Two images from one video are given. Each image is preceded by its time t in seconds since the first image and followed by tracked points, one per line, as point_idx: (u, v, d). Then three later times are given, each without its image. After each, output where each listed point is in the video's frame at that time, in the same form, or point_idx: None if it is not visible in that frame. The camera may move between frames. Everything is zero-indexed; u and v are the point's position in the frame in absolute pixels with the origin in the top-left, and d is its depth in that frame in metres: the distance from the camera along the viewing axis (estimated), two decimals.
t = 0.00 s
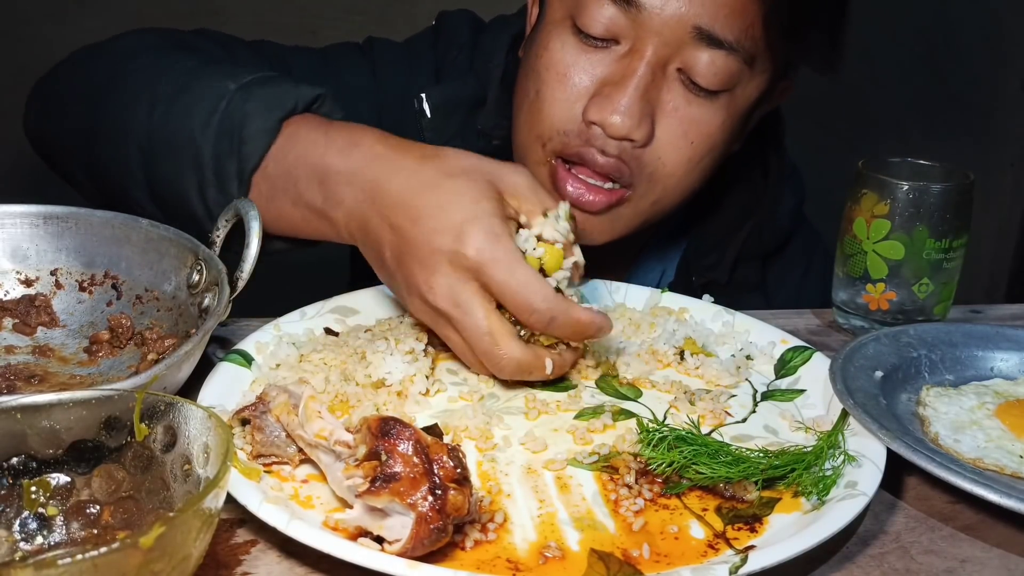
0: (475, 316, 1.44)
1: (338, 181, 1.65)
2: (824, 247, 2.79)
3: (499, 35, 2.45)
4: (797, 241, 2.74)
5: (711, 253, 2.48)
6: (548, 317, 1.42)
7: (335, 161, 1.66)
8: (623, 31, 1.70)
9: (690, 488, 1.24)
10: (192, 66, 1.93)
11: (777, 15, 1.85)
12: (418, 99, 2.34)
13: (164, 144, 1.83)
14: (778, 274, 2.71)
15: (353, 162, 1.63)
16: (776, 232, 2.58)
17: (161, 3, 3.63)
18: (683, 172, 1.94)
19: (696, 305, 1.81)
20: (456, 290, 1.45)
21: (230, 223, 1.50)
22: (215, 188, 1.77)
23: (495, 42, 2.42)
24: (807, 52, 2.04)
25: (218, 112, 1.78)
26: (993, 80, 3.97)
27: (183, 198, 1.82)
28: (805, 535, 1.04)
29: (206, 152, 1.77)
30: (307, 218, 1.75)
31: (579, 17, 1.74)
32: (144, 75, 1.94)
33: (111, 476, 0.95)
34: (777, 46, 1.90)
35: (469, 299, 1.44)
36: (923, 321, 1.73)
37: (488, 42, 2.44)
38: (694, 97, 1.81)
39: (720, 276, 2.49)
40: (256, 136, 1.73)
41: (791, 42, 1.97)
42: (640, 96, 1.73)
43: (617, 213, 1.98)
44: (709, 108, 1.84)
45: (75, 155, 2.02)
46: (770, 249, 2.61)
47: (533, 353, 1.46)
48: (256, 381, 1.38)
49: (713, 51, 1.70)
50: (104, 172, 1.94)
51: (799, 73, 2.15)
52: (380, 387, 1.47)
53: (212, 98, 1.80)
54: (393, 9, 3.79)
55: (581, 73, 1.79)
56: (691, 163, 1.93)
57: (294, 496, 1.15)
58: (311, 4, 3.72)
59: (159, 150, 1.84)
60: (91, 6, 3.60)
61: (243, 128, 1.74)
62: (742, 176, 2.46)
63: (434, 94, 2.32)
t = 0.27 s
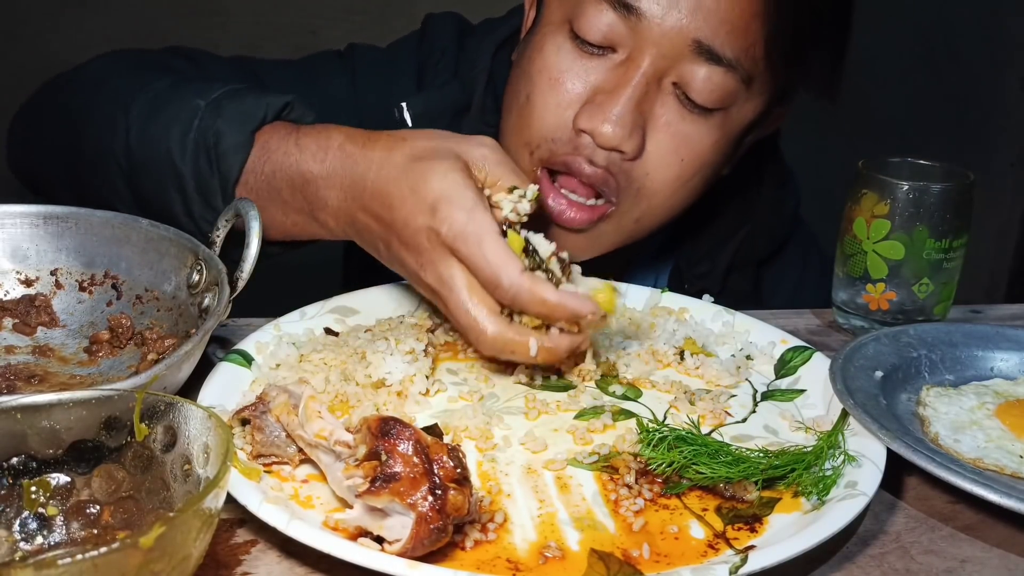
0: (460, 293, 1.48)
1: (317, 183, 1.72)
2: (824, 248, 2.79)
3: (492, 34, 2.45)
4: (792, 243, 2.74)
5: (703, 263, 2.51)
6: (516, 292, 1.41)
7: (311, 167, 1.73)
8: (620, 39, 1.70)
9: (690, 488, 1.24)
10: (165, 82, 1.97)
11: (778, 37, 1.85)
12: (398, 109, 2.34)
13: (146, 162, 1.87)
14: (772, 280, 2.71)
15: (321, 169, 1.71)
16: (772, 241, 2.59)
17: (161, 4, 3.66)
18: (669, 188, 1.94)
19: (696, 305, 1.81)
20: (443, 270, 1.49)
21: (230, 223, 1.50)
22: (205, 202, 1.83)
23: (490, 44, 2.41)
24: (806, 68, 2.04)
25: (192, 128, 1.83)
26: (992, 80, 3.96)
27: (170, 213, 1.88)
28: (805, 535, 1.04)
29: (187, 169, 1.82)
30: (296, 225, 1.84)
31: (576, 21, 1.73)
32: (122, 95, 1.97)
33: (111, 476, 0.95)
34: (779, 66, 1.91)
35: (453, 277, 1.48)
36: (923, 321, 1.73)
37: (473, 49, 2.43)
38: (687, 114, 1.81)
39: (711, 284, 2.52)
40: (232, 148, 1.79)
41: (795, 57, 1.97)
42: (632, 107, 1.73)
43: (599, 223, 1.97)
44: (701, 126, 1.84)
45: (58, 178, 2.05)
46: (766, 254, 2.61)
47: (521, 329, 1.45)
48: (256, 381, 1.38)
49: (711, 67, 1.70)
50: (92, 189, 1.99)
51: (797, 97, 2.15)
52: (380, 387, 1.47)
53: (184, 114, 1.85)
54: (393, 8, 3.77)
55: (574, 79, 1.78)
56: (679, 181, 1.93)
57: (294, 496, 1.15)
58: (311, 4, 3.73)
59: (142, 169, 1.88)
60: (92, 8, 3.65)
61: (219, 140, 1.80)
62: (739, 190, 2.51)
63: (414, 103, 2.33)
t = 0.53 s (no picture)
0: (504, 237, 1.53)
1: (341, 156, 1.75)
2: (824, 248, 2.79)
3: (492, 34, 2.44)
4: (788, 247, 2.74)
5: (698, 268, 2.53)
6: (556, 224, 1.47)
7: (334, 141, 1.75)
8: (625, 41, 1.71)
9: (690, 488, 1.24)
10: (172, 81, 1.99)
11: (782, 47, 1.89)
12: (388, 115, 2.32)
13: (164, 156, 1.88)
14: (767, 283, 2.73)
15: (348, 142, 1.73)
16: (766, 245, 2.59)
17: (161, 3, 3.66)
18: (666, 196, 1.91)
19: (696, 305, 1.81)
20: (482, 219, 1.55)
21: (230, 223, 1.50)
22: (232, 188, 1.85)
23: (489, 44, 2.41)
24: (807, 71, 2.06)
25: (213, 118, 1.86)
26: (992, 80, 3.94)
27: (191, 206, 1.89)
28: (805, 535, 1.04)
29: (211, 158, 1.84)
30: (319, 204, 1.85)
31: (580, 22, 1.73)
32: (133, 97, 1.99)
33: (111, 476, 0.95)
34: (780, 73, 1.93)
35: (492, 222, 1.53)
36: (923, 321, 1.73)
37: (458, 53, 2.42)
38: (689, 118, 1.80)
39: (708, 289, 2.54)
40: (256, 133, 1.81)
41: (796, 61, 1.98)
42: (638, 107, 1.71)
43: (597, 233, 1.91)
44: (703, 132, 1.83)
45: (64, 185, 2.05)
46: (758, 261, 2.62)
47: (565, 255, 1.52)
48: (256, 381, 1.38)
49: (714, 73, 1.73)
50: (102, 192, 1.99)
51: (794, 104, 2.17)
52: (380, 387, 1.47)
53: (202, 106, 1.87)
54: (392, 9, 3.71)
55: (578, 79, 1.75)
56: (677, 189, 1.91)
57: (293, 496, 1.15)
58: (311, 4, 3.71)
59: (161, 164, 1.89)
60: (92, 7, 3.65)
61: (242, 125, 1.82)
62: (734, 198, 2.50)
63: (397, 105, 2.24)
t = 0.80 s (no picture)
0: (526, 212, 1.56)
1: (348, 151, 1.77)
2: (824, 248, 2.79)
3: (492, 34, 2.44)
4: (790, 250, 2.74)
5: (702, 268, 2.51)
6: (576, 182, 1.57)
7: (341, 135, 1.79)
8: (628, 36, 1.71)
9: (690, 488, 1.24)
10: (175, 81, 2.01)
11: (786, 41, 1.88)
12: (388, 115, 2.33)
13: (167, 152, 1.89)
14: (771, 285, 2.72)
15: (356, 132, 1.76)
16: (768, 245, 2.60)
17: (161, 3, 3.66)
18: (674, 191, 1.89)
19: (696, 305, 1.81)
20: (498, 204, 1.55)
21: (230, 223, 1.50)
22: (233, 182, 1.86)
23: (490, 44, 2.41)
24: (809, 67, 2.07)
25: (217, 112, 1.88)
26: (992, 79, 3.94)
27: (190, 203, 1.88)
28: (805, 535, 1.04)
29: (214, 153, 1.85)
30: (319, 200, 1.85)
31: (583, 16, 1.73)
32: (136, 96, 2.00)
33: (111, 476, 0.95)
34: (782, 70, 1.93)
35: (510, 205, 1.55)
36: (923, 321, 1.73)
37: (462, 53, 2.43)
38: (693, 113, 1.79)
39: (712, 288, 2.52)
40: (261, 127, 1.84)
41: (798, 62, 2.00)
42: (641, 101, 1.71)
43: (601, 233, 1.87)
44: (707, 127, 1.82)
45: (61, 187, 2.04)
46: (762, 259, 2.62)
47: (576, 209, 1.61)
48: (256, 381, 1.38)
49: (718, 66, 1.72)
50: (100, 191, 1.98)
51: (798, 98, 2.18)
52: (379, 387, 1.47)
53: (206, 103, 1.90)
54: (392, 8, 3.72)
55: (580, 76, 1.75)
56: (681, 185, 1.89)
57: (294, 496, 1.15)
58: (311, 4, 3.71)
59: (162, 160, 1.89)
60: (91, 7, 3.65)
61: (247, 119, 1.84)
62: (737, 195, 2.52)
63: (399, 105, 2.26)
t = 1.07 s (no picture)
0: (493, 248, 1.54)
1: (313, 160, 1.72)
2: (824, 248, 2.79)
3: (492, 34, 2.44)
4: (797, 250, 2.73)
5: (710, 269, 2.50)
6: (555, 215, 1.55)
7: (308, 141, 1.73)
8: (617, 39, 1.71)
9: (690, 488, 1.24)
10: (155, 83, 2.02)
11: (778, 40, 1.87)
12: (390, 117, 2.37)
13: (139, 155, 1.90)
14: (777, 287, 2.71)
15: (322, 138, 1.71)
16: (776, 244, 2.61)
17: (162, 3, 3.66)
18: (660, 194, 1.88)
19: (696, 305, 1.81)
20: (467, 234, 1.53)
21: (230, 223, 1.50)
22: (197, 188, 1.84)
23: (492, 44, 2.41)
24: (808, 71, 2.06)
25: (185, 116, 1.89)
26: (992, 79, 3.94)
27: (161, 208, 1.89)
28: (805, 535, 1.04)
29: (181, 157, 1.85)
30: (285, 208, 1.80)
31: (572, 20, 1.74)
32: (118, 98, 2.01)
33: (111, 476, 0.95)
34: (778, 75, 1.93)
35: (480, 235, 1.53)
36: (923, 321, 1.73)
37: (465, 53, 2.43)
38: (681, 116, 1.78)
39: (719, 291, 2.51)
40: (225, 130, 1.82)
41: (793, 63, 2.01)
42: (626, 105, 1.71)
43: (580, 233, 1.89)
44: (696, 131, 1.81)
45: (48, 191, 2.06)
46: (769, 262, 2.63)
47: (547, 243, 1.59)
48: (256, 381, 1.38)
49: (707, 68, 1.71)
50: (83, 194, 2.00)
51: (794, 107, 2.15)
52: (378, 387, 1.47)
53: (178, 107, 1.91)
54: (393, 8, 3.72)
55: (567, 79, 1.76)
56: (670, 189, 1.88)
57: (294, 496, 1.15)
58: (312, 4, 3.71)
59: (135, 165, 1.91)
60: (92, 7, 3.66)
61: (212, 123, 1.83)
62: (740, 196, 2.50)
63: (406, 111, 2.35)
